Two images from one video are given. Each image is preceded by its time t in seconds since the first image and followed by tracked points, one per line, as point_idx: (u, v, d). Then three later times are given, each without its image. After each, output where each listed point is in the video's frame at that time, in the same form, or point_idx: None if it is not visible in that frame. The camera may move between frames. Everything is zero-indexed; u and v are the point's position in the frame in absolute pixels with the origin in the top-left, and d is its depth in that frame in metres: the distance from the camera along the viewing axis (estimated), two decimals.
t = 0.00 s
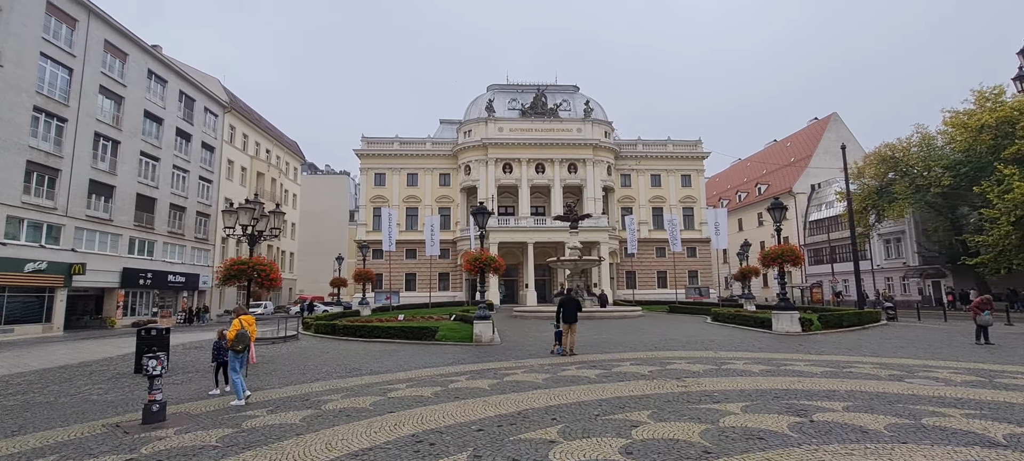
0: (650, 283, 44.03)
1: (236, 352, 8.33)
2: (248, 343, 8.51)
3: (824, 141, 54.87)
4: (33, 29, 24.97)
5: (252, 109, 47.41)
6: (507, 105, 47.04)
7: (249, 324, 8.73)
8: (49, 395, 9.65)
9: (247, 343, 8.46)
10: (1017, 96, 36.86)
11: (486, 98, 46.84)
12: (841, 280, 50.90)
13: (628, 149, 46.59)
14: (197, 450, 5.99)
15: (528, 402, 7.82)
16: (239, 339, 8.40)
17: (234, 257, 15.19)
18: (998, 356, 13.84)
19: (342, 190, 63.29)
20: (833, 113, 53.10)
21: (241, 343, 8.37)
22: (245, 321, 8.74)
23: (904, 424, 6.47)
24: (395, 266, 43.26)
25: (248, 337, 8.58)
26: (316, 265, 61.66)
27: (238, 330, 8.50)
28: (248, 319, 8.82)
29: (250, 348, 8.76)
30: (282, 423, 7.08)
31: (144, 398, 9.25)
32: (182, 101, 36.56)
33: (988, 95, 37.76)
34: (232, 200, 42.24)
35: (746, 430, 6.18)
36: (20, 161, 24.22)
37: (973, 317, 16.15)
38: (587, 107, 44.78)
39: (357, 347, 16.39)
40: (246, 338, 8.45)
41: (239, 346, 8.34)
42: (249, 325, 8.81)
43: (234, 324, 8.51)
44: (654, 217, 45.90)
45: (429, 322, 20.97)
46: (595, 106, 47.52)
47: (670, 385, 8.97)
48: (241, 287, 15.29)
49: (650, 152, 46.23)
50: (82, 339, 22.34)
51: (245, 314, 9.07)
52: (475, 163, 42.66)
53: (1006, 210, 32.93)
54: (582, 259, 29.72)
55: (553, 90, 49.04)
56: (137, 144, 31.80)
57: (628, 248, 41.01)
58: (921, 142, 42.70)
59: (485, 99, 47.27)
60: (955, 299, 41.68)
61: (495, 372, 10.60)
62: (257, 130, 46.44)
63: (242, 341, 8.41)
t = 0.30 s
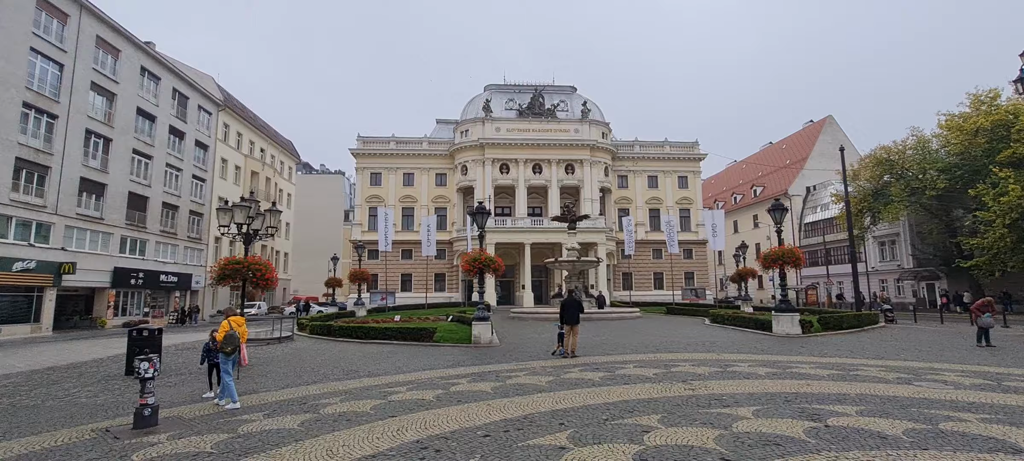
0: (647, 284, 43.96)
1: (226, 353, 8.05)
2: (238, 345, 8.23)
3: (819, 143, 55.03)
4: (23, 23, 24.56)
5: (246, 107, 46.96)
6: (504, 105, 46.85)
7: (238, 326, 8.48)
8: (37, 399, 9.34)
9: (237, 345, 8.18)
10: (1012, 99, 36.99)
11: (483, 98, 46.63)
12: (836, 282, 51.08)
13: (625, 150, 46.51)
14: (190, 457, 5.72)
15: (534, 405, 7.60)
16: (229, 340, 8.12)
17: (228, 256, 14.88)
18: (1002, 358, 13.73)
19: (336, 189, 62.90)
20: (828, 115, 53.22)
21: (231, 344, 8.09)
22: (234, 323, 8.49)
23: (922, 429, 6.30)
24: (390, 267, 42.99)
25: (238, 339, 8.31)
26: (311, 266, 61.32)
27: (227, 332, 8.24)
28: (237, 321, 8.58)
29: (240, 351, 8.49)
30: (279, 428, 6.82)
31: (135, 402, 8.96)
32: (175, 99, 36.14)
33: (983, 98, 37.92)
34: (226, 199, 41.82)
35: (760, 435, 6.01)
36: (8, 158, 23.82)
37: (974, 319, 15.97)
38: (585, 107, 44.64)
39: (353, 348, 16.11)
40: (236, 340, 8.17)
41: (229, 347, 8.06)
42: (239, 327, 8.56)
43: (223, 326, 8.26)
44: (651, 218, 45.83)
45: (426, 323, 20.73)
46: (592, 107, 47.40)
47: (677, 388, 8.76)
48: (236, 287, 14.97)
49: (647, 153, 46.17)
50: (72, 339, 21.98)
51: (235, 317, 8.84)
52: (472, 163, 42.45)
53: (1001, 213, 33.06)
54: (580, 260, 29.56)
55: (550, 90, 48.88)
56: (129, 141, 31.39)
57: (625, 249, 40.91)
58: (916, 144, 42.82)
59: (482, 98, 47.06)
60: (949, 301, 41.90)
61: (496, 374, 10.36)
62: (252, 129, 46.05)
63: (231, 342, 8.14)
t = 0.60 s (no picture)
0: (624, 284, 44.26)
1: (192, 357, 7.76)
2: (206, 348, 7.93)
3: (790, 146, 56.29)
4: None
5: (217, 104, 45.75)
6: (483, 105, 46.62)
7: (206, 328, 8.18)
8: None
9: (203, 348, 7.88)
10: (971, 106, 38.35)
11: (462, 98, 46.34)
12: (806, 281, 52.32)
13: (603, 151, 46.79)
14: None
15: (524, 407, 7.46)
16: (195, 343, 7.83)
17: (200, 256, 14.34)
18: (971, 354, 14.13)
19: (311, 189, 61.77)
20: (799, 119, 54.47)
21: (197, 348, 7.80)
22: (201, 325, 8.20)
23: (910, 425, 6.37)
24: (367, 268, 42.37)
25: (205, 342, 8.02)
26: (284, 266, 60.12)
27: (194, 335, 7.94)
28: (205, 322, 8.28)
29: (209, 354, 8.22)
30: (259, 435, 6.52)
31: (101, 409, 8.53)
32: (141, 93, 34.96)
33: (944, 104, 39.28)
34: (194, 197, 40.65)
35: (754, 434, 5.99)
36: None
37: (943, 316, 16.29)
38: (564, 108, 44.76)
39: (331, 351, 15.72)
40: (202, 343, 7.86)
41: (194, 350, 7.76)
42: (207, 329, 8.27)
43: (188, 329, 7.96)
44: (629, 219, 46.18)
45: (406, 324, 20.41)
46: (571, 108, 47.56)
47: (666, 388, 8.73)
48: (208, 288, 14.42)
49: (625, 154, 46.55)
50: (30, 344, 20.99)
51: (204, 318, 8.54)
52: (450, 163, 42.13)
53: (960, 215, 34.28)
54: (560, 260, 29.58)
55: (529, 91, 48.85)
56: (91, 137, 30.23)
57: (603, 249, 41.13)
58: (882, 149, 44.08)
59: (461, 98, 46.76)
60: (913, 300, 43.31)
61: (482, 376, 10.18)
62: (222, 127, 44.88)
63: (198, 346, 7.84)
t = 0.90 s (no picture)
0: (600, 283, 44.55)
1: (154, 365, 7.34)
2: (169, 354, 7.52)
3: (759, 146, 57.53)
4: None
5: (181, 102, 44.33)
6: (458, 104, 46.30)
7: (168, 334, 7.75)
8: None
9: (167, 355, 7.47)
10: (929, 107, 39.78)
11: (437, 97, 45.95)
12: (775, 278, 53.59)
13: (578, 151, 47.00)
14: None
15: (513, 409, 7.33)
16: (157, 350, 7.39)
17: (168, 260, 13.74)
18: (938, 346, 14.57)
19: (280, 189, 60.36)
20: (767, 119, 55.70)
21: (159, 355, 7.37)
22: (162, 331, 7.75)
23: (895, 419, 6.47)
24: (341, 269, 41.66)
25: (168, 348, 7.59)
26: (253, 269, 58.70)
27: (155, 341, 7.49)
28: (166, 328, 7.83)
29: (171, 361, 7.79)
30: (237, 447, 6.23)
31: (63, 424, 8.07)
32: (99, 90, 33.61)
33: (905, 106, 40.64)
34: (157, 198, 39.29)
35: (747, 431, 6.01)
36: None
37: (910, 310, 16.59)
38: (539, 108, 44.81)
39: (307, 355, 15.32)
40: (165, 349, 7.44)
41: (157, 359, 7.35)
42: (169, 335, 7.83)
43: (149, 336, 7.51)
44: (604, 218, 46.49)
45: (384, 327, 20.07)
46: (546, 107, 47.63)
47: (652, 387, 8.72)
48: (176, 293, 13.82)
49: (600, 154, 46.85)
50: None
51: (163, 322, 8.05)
52: (426, 163, 41.71)
53: (920, 213, 35.56)
54: (538, 259, 29.58)
55: (504, 91, 48.72)
56: (45, 135, 28.94)
57: (579, 249, 41.32)
58: (846, 149, 45.41)
59: (436, 97, 46.35)
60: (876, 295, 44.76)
61: (466, 379, 10.01)
62: (187, 125, 43.52)
63: (160, 353, 7.41)
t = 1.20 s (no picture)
0: (597, 282, 44.49)
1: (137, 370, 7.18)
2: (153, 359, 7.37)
3: (754, 145, 57.65)
4: None
5: (174, 100, 43.87)
6: (455, 102, 46.09)
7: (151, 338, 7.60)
8: None
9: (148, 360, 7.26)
10: (923, 106, 39.94)
11: (433, 95, 45.72)
12: (771, 276, 53.72)
13: (575, 149, 46.92)
14: None
15: (522, 410, 7.19)
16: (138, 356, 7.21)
17: (164, 259, 13.49)
18: (940, 343, 14.55)
19: (274, 188, 59.85)
20: (762, 118, 55.82)
21: (143, 360, 7.21)
22: (146, 334, 7.58)
23: (912, 417, 6.37)
24: (337, 268, 41.38)
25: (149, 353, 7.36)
26: (248, 269, 58.30)
27: (138, 345, 7.35)
28: (149, 332, 7.66)
29: (153, 364, 7.61)
30: (242, 451, 6.05)
31: (60, 428, 7.86)
32: (90, 88, 33.18)
33: (900, 105, 40.73)
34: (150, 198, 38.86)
35: (764, 431, 5.90)
36: None
37: (912, 308, 16.65)
38: (535, 106, 44.67)
39: (305, 356, 15.11)
40: (149, 353, 7.29)
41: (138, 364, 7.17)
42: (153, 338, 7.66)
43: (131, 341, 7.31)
44: (601, 216, 46.43)
45: (383, 327, 19.89)
46: (543, 106, 47.49)
47: (661, 386, 8.59)
48: (173, 293, 13.58)
49: (596, 152, 46.79)
50: None
51: (147, 326, 7.89)
52: (422, 161, 41.50)
53: (916, 211, 35.65)
54: (537, 258, 29.44)
55: (500, 89, 48.55)
56: (36, 134, 28.55)
57: (576, 247, 41.22)
58: (841, 147, 45.56)
59: (432, 96, 46.13)
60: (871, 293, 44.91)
61: (470, 379, 9.85)
62: (180, 123, 43.07)
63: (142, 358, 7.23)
